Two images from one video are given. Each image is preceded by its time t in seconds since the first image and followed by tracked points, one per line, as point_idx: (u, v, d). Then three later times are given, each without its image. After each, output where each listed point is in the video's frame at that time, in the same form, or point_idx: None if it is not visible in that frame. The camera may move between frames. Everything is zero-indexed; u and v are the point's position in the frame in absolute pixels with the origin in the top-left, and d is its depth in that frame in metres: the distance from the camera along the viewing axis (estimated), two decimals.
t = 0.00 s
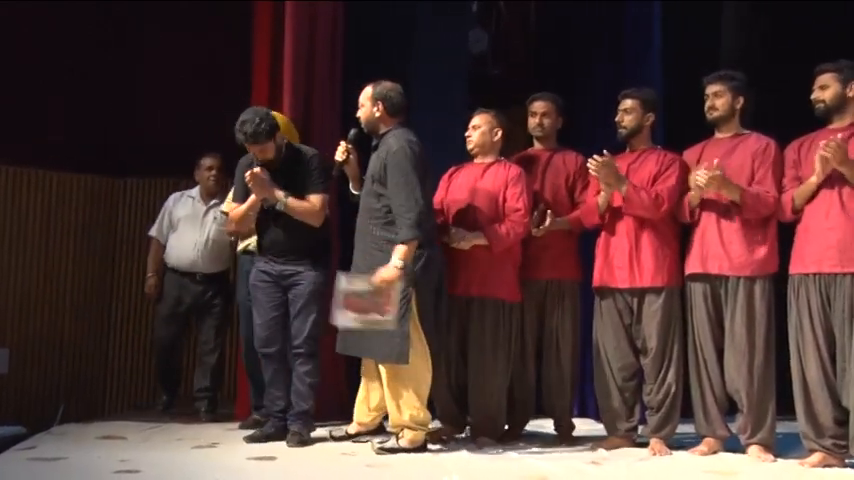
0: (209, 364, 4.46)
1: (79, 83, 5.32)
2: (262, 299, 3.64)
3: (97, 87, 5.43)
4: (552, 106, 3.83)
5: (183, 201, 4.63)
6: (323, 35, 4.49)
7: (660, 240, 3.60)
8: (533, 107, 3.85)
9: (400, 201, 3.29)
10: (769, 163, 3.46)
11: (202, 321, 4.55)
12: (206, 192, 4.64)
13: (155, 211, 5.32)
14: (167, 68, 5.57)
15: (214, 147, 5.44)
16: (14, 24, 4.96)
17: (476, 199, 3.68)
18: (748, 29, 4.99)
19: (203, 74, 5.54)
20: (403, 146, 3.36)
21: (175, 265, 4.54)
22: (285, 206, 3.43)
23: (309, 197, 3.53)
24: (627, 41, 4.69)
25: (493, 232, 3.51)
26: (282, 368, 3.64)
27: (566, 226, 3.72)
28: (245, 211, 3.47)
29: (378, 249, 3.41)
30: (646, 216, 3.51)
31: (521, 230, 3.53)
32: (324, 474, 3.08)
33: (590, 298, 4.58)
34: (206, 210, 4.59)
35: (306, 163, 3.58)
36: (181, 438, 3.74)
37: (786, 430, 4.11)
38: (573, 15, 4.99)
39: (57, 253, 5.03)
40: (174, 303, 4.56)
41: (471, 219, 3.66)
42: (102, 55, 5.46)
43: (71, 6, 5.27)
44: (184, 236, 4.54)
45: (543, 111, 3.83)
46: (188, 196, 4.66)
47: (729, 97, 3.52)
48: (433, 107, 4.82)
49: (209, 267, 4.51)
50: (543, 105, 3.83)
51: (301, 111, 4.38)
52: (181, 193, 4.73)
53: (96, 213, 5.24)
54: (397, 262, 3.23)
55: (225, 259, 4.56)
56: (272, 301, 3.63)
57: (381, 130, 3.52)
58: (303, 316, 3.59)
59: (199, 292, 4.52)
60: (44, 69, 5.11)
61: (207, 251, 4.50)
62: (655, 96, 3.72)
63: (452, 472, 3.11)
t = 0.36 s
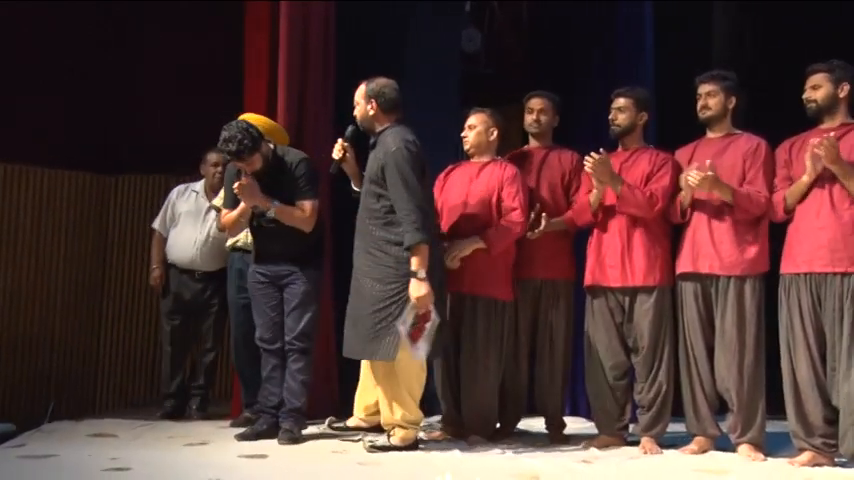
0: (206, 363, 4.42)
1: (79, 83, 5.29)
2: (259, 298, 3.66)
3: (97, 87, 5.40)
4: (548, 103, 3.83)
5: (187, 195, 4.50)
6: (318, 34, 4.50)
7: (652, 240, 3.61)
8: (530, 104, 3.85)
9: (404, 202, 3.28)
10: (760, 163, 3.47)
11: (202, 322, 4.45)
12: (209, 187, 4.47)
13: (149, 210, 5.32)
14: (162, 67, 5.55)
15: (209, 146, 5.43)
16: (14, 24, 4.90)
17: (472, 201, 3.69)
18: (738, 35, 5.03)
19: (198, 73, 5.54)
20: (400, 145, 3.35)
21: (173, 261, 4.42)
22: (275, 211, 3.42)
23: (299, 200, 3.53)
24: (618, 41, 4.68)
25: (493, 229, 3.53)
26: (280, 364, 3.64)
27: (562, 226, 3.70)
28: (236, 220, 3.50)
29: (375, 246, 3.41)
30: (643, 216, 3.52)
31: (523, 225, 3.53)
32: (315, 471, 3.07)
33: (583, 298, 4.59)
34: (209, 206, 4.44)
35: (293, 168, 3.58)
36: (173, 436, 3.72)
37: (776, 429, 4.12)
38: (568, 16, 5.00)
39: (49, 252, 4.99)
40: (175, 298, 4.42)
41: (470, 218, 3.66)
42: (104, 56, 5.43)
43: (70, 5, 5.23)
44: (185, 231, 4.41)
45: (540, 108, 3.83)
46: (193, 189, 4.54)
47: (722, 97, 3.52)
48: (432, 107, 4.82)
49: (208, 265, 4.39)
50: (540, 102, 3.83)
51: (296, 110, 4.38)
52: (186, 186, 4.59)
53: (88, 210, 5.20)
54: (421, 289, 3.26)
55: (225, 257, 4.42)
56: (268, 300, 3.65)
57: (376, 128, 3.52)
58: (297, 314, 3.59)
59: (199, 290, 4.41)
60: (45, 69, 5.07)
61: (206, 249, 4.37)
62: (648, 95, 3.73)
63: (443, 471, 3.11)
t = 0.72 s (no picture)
0: (197, 362, 4.41)
1: (78, 82, 5.31)
2: (252, 298, 3.66)
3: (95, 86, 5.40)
4: (549, 103, 3.83)
5: (182, 194, 4.47)
6: (315, 35, 4.50)
7: (646, 240, 3.61)
8: (531, 104, 3.85)
9: (394, 203, 3.27)
10: (752, 164, 3.48)
11: (196, 321, 4.45)
12: (205, 186, 4.45)
13: (141, 208, 5.34)
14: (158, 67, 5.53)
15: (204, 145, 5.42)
16: (14, 24, 4.93)
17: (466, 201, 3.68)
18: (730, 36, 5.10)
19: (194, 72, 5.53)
20: (399, 147, 3.33)
21: (165, 259, 4.41)
22: (264, 211, 3.43)
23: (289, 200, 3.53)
24: (611, 41, 4.69)
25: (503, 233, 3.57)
26: (272, 363, 3.64)
27: (561, 227, 3.73)
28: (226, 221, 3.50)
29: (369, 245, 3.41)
30: (634, 215, 3.53)
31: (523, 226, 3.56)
32: (307, 471, 3.07)
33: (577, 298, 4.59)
34: (205, 206, 4.43)
35: (283, 168, 3.57)
36: (164, 435, 3.72)
37: (768, 429, 4.12)
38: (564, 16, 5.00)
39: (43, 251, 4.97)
40: (168, 298, 4.41)
41: (462, 216, 3.67)
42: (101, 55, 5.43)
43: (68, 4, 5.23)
44: (179, 230, 4.40)
45: (541, 108, 3.83)
46: (188, 187, 4.51)
47: (715, 97, 3.53)
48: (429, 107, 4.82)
49: (201, 265, 4.39)
50: (541, 101, 3.83)
51: (291, 111, 4.37)
52: (182, 183, 4.55)
53: (81, 208, 5.17)
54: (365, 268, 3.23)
55: (218, 258, 4.42)
56: (261, 299, 3.65)
57: (375, 129, 3.50)
58: (289, 314, 3.59)
59: (191, 289, 4.40)
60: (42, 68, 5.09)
61: (200, 249, 4.36)
62: (641, 95, 3.74)
63: (435, 470, 3.11)
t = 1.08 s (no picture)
0: (192, 363, 4.40)
1: (72, 83, 5.33)
2: (240, 297, 3.66)
3: (91, 87, 5.41)
4: (552, 106, 3.83)
5: (180, 195, 4.45)
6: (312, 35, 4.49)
7: (643, 241, 3.62)
8: (533, 106, 3.85)
9: (403, 199, 3.30)
10: (748, 165, 3.49)
11: (191, 322, 4.45)
12: (202, 187, 4.44)
13: (136, 209, 5.29)
14: (154, 66, 5.48)
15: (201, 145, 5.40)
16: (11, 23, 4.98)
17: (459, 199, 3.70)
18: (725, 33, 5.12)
19: (187, 68, 5.46)
20: (402, 142, 3.39)
21: (162, 259, 4.41)
22: (262, 202, 3.50)
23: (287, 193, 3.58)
24: (607, 40, 4.69)
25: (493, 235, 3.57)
26: (264, 365, 3.65)
27: (564, 229, 3.71)
28: (220, 204, 3.56)
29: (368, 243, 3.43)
30: (635, 216, 3.52)
31: (510, 226, 3.58)
32: (302, 471, 3.08)
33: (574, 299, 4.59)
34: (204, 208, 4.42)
35: (281, 160, 3.64)
36: (160, 436, 3.72)
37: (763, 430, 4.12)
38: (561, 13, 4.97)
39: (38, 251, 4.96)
40: (164, 299, 4.40)
41: (460, 218, 3.68)
42: (97, 56, 5.44)
43: (63, 5, 5.26)
44: (177, 231, 4.39)
45: (543, 110, 3.83)
46: (187, 187, 4.48)
47: (712, 98, 3.54)
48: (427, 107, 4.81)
49: (199, 267, 4.39)
50: (543, 104, 3.83)
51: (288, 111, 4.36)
52: (180, 182, 4.52)
53: (76, 208, 5.16)
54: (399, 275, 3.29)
55: (215, 260, 4.44)
56: (249, 298, 3.65)
57: (377, 128, 3.56)
58: (276, 313, 3.59)
59: (188, 291, 4.39)
60: (37, 69, 5.11)
61: (198, 251, 4.37)
62: (640, 96, 3.75)
63: (431, 471, 3.12)
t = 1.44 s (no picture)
0: (185, 366, 4.40)
1: (72, 83, 5.32)
2: (222, 299, 3.65)
3: (88, 87, 5.40)
4: (548, 111, 3.85)
5: (173, 199, 4.43)
6: (306, 35, 4.49)
7: (636, 245, 3.63)
8: (529, 111, 3.86)
9: (401, 200, 3.35)
10: (740, 170, 3.51)
11: (184, 324, 4.44)
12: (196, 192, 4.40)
13: (130, 212, 5.29)
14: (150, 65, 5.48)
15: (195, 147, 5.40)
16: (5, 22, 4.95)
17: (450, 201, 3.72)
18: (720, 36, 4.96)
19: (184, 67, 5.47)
20: (402, 148, 3.46)
21: (155, 263, 4.40)
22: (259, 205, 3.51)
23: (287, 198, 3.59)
24: (600, 42, 4.72)
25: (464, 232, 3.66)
26: (250, 369, 3.65)
27: (558, 234, 3.74)
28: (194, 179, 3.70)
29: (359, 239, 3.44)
30: (629, 219, 3.53)
31: (492, 223, 3.63)
32: (296, 474, 3.08)
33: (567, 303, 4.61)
34: (198, 213, 4.40)
35: (288, 164, 3.66)
36: (152, 438, 3.71)
37: (755, 434, 4.14)
38: (555, 13, 4.97)
39: (31, 252, 4.93)
40: (159, 303, 4.39)
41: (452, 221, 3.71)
42: (93, 56, 5.42)
43: (63, 4, 5.25)
44: (170, 235, 4.38)
45: (540, 115, 3.85)
46: (181, 192, 4.47)
47: (702, 103, 3.56)
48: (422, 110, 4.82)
49: (191, 272, 4.38)
50: (539, 109, 3.85)
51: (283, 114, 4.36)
52: (174, 186, 4.51)
53: (68, 210, 5.16)
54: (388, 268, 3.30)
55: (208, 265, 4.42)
56: (230, 300, 3.64)
57: (372, 136, 3.57)
58: (256, 314, 3.58)
59: (182, 295, 4.39)
60: (37, 69, 5.09)
61: (191, 255, 4.36)
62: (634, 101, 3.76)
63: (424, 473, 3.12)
